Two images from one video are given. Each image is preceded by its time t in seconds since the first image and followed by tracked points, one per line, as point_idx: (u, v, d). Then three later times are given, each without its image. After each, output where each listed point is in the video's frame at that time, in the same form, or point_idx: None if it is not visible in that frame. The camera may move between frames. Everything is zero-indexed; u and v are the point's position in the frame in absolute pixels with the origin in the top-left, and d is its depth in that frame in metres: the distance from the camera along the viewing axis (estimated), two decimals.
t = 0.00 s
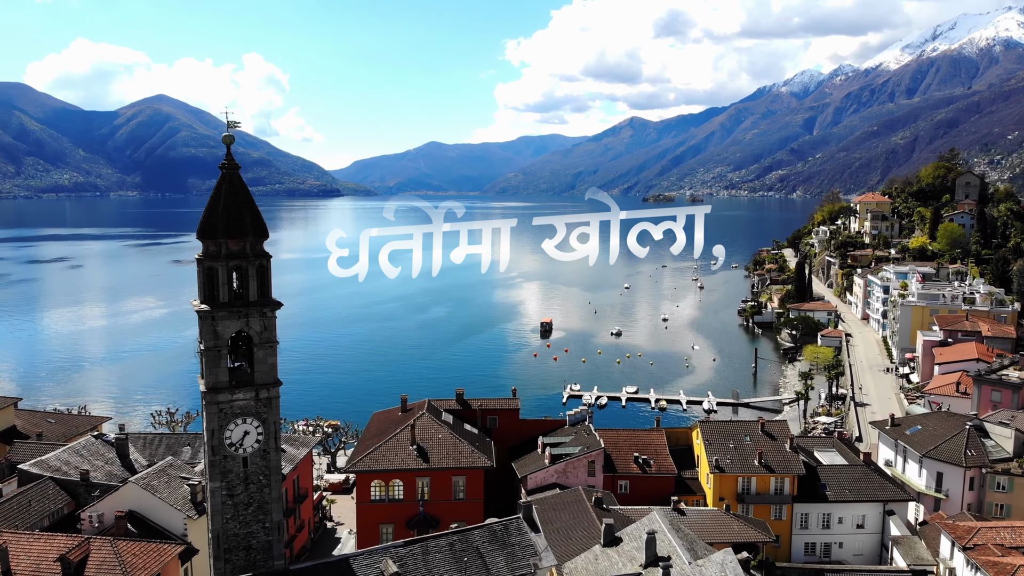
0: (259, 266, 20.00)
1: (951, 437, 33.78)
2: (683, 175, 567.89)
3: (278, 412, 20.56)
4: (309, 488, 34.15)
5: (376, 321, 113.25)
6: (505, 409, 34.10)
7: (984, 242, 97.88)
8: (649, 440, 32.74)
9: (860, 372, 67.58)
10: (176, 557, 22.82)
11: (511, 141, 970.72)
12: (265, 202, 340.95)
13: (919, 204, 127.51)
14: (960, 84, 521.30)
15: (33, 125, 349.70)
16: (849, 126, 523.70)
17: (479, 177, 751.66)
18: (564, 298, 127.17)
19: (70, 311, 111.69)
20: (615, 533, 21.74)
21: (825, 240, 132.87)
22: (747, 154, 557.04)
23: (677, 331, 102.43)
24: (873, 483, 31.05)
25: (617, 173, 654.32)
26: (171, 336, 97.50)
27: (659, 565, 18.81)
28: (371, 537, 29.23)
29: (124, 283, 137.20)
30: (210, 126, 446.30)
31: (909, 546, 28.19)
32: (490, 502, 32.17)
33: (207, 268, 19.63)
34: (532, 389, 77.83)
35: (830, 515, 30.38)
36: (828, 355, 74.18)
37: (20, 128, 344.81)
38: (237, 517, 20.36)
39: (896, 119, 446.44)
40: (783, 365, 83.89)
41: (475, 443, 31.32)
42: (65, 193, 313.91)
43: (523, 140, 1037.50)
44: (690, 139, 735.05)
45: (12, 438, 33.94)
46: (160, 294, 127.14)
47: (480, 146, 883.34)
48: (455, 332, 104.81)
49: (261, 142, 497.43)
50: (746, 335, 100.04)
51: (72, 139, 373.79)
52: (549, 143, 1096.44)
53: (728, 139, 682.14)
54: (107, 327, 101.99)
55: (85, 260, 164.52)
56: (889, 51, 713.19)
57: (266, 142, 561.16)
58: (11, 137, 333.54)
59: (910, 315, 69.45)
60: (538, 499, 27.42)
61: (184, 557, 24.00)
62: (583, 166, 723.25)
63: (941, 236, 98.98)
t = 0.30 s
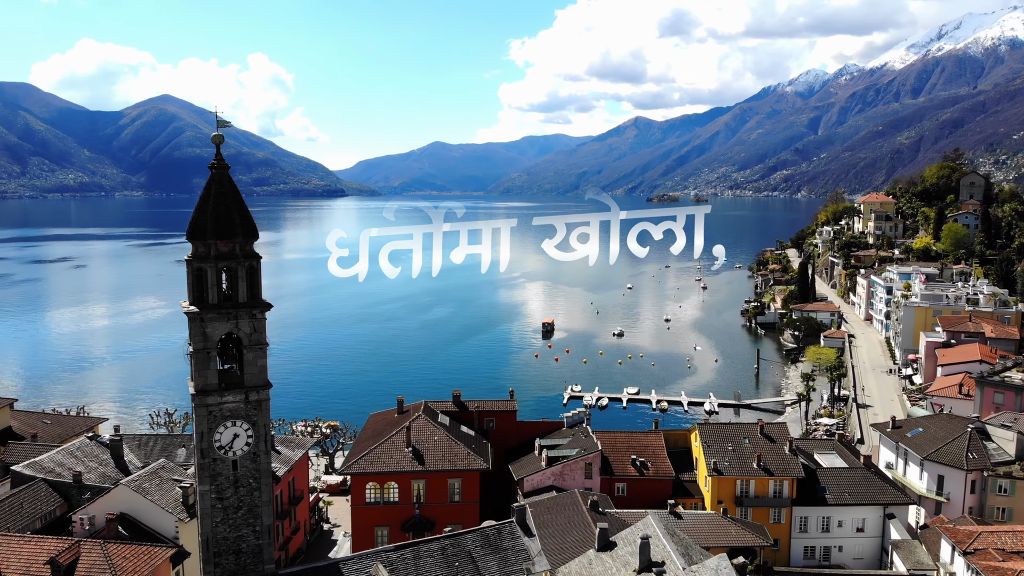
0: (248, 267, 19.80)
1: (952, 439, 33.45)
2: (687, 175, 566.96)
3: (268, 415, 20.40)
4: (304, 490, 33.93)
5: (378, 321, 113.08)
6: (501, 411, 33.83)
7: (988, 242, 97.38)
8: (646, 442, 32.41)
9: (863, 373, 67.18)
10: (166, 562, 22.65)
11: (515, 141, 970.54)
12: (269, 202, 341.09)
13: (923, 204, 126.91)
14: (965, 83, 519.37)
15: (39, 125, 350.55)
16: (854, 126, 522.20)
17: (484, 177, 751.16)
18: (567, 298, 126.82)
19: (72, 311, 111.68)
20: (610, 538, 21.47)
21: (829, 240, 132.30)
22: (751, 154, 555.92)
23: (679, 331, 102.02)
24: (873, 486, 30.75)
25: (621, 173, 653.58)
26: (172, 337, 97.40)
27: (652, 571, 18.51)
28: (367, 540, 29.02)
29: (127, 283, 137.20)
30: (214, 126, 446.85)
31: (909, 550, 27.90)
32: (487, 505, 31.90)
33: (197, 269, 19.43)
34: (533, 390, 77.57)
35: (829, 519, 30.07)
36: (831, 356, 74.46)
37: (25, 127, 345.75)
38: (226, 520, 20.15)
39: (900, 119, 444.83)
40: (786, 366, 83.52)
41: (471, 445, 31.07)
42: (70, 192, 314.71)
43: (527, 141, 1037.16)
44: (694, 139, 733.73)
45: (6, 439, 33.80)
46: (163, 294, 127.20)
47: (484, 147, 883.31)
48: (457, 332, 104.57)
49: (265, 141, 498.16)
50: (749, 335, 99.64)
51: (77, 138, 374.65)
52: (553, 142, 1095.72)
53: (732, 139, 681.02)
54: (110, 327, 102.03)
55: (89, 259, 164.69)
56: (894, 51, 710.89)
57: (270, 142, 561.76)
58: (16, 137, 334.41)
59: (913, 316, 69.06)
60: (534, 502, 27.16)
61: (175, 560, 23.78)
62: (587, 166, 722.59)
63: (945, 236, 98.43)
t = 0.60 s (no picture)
0: (236, 268, 19.53)
1: (954, 443, 33.04)
2: (692, 175, 566.12)
3: (256, 418, 20.13)
4: (300, 493, 33.70)
5: (380, 321, 112.90)
6: (498, 413, 33.50)
7: (993, 242, 96.82)
8: (644, 445, 32.05)
9: (866, 374, 66.73)
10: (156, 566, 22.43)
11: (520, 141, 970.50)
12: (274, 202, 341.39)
13: (928, 204, 126.29)
14: (971, 83, 517.40)
15: (45, 125, 351.62)
16: (859, 126, 520.75)
17: (488, 177, 750.63)
18: (569, 298, 126.52)
19: (75, 311, 111.73)
20: (603, 543, 21.13)
21: (833, 240, 131.78)
22: (756, 153, 554.79)
23: (682, 332, 101.56)
24: (873, 490, 30.37)
25: (626, 173, 652.93)
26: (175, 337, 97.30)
27: None
28: (360, 544, 28.81)
29: (131, 282, 137.31)
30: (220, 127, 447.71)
31: (909, 555, 27.53)
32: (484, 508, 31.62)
33: (184, 270, 19.19)
34: (534, 390, 77.24)
35: (828, 523, 29.69)
36: (833, 358, 73.69)
37: (32, 127, 346.85)
38: (215, 524, 19.90)
39: (906, 119, 443.10)
40: (789, 367, 83.07)
41: (467, 448, 30.80)
42: (75, 192, 315.48)
43: (532, 140, 1037.27)
44: (699, 139, 732.80)
45: None
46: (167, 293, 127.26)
47: (489, 147, 883.57)
48: (459, 332, 104.29)
49: (270, 141, 498.90)
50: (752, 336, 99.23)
51: (83, 138, 375.78)
52: (558, 142, 1095.49)
53: (737, 139, 679.90)
54: (113, 326, 102.05)
55: (94, 259, 164.97)
56: (900, 51, 708.56)
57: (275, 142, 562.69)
58: (22, 137, 335.48)
59: (917, 317, 68.55)
60: (529, 506, 26.86)
61: (165, 563, 23.57)
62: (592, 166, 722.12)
63: (949, 236, 97.85)
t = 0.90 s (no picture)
0: (225, 269, 19.33)
1: (956, 446, 32.70)
2: (696, 175, 565.21)
3: (246, 420, 19.91)
4: (295, 494, 33.48)
5: (381, 321, 112.65)
6: (495, 415, 33.20)
7: (997, 243, 96.31)
8: (641, 447, 31.80)
9: (868, 375, 66.36)
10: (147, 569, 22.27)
11: (524, 142, 970.21)
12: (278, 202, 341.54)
13: (932, 204, 125.72)
14: (976, 83, 515.80)
15: (50, 125, 352.44)
16: (864, 126, 518.99)
17: (492, 177, 750.30)
18: (572, 299, 126.13)
19: (77, 311, 111.64)
20: (596, 548, 20.91)
21: (837, 240, 131.27)
22: (760, 153, 553.48)
23: (684, 333, 101.08)
24: (874, 493, 30.08)
25: (631, 173, 652.21)
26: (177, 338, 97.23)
27: None
28: (356, 547, 28.65)
29: (135, 283, 137.32)
30: (224, 127, 448.41)
31: (908, 560, 27.29)
32: (480, 511, 31.38)
33: (172, 271, 18.96)
34: (535, 391, 77.00)
35: (827, 527, 29.39)
36: (836, 359, 73.75)
37: (37, 127, 347.81)
38: (204, 528, 19.68)
39: (911, 119, 441.60)
40: (791, 368, 82.70)
41: (463, 451, 30.52)
42: (81, 192, 315.89)
43: (536, 141, 1037.15)
44: (703, 139, 731.37)
45: None
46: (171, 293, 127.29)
47: (493, 147, 883.57)
48: (460, 332, 103.98)
49: (275, 141, 499.37)
50: (754, 336, 98.82)
51: (88, 139, 376.56)
52: (562, 142, 1094.83)
53: (741, 139, 678.43)
54: (116, 326, 102.03)
55: (99, 259, 165.17)
56: (905, 51, 706.56)
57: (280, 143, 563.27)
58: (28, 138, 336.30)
59: (919, 318, 68.16)
60: (525, 509, 26.68)
61: (155, 567, 23.39)
62: (596, 166, 721.61)
63: (953, 236, 97.34)
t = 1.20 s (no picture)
0: (212, 271, 19.09)
1: (957, 449, 32.29)
2: (701, 175, 564.05)
3: (233, 424, 19.65)
4: (290, 497, 33.20)
5: (383, 321, 112.33)
6: (491, 417, 32.88)
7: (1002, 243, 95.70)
8: (638, 450, 31.44)
9: (871, 377, 65.83)
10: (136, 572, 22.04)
11: (529, 142, 969.73)
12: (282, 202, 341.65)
13: (937, 205, 125.07)
14: (982, 83, 514.02)
15: (56, 125, 353.09)
16: (869, 126, 517.37)
17: (497, 177, 750.10)
18: (575, 299, 125.70)
19: (80, 310, 111.52)
20: (589, 554, 20.62)
21: (841, 241, 130.68)
22: (766, 153, 552.00)
23: (687, 333, 100.57)
24: (873, 497, 29.69)
25: (635, 173, 651.17)
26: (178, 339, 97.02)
27: None
28: (349, 551, 28.34)
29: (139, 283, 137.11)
30: (229, 127, 448.84)
31: (907, 566, 26.90)
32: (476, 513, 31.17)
33: (159, 273, 18.73)
34: (536, 391, 76.60)
35: (826, 531, 29.02)
36: (839, 359, 73.79)
37: (43, 127, 348.43)
38: (190, 532, 19.46)
39: (917, 119, 439.95)
40: (794, 369, 82.25)
41: (458, 453, 30.20)
42: (86, 192, 316.09)
43: (541, 141, 1036.40)
44: (708, 139, 730.10)
45: None
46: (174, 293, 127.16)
47: (498, 147, 883.26)
48: (462, 333, 103.57)
49: (279, 141, 499.97)
50: (757, 337, 98.30)
51: (94, 139, 377.19)
52: (566, 142, 1094.24)
53: (746, 139, 676.92)
54: (119, 326, 101.91)
55: (103, 259, 165.16)
56: (910, 51, 704.46)
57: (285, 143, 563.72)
58: (33, 138, 336.93)
59: (923, 319, 67.65)
60: (519, 514, 26.39)
61: (144, 570, 23.16)
62: (601, 166, 720.76)
63: (958, 237, 96.77)
